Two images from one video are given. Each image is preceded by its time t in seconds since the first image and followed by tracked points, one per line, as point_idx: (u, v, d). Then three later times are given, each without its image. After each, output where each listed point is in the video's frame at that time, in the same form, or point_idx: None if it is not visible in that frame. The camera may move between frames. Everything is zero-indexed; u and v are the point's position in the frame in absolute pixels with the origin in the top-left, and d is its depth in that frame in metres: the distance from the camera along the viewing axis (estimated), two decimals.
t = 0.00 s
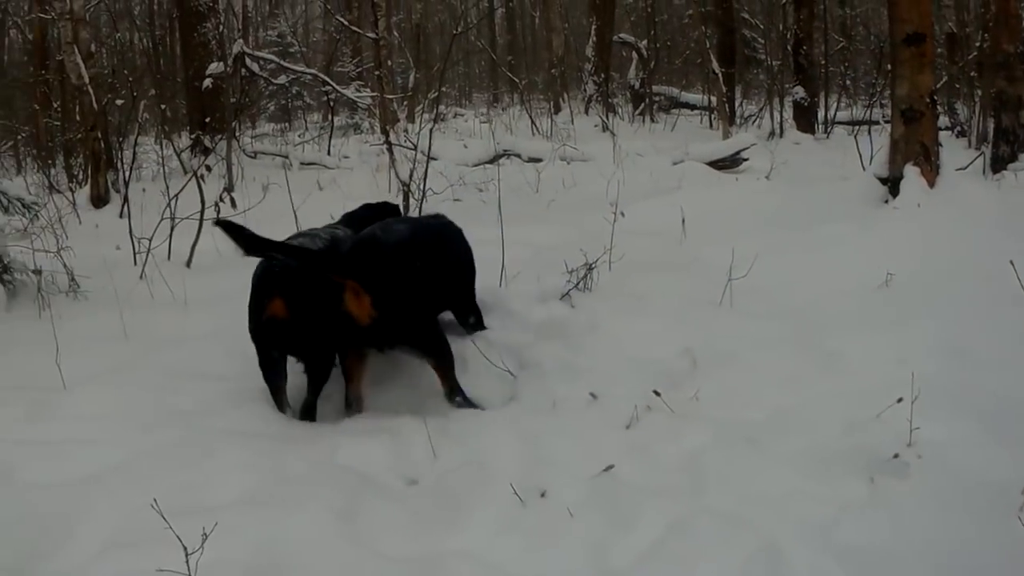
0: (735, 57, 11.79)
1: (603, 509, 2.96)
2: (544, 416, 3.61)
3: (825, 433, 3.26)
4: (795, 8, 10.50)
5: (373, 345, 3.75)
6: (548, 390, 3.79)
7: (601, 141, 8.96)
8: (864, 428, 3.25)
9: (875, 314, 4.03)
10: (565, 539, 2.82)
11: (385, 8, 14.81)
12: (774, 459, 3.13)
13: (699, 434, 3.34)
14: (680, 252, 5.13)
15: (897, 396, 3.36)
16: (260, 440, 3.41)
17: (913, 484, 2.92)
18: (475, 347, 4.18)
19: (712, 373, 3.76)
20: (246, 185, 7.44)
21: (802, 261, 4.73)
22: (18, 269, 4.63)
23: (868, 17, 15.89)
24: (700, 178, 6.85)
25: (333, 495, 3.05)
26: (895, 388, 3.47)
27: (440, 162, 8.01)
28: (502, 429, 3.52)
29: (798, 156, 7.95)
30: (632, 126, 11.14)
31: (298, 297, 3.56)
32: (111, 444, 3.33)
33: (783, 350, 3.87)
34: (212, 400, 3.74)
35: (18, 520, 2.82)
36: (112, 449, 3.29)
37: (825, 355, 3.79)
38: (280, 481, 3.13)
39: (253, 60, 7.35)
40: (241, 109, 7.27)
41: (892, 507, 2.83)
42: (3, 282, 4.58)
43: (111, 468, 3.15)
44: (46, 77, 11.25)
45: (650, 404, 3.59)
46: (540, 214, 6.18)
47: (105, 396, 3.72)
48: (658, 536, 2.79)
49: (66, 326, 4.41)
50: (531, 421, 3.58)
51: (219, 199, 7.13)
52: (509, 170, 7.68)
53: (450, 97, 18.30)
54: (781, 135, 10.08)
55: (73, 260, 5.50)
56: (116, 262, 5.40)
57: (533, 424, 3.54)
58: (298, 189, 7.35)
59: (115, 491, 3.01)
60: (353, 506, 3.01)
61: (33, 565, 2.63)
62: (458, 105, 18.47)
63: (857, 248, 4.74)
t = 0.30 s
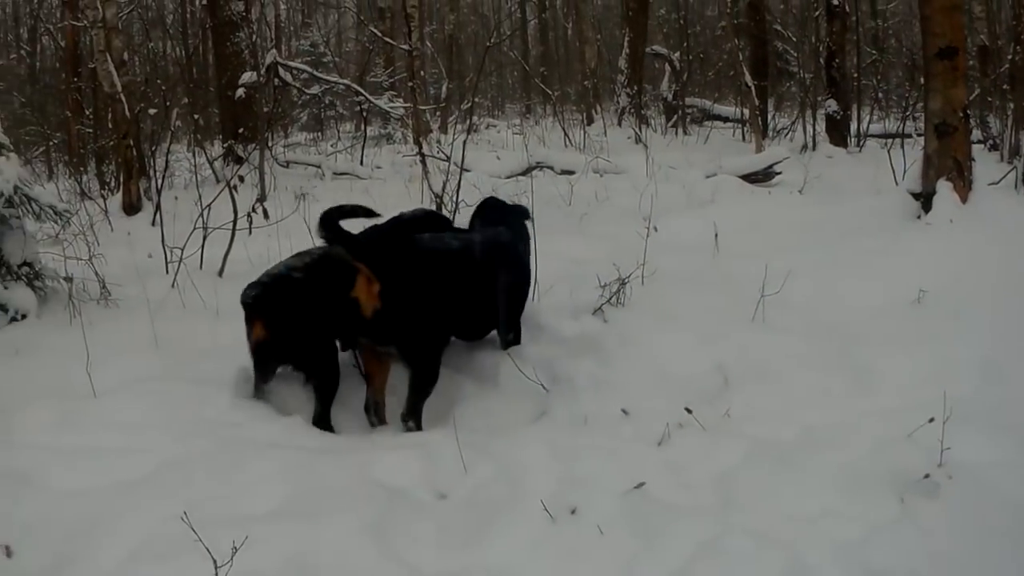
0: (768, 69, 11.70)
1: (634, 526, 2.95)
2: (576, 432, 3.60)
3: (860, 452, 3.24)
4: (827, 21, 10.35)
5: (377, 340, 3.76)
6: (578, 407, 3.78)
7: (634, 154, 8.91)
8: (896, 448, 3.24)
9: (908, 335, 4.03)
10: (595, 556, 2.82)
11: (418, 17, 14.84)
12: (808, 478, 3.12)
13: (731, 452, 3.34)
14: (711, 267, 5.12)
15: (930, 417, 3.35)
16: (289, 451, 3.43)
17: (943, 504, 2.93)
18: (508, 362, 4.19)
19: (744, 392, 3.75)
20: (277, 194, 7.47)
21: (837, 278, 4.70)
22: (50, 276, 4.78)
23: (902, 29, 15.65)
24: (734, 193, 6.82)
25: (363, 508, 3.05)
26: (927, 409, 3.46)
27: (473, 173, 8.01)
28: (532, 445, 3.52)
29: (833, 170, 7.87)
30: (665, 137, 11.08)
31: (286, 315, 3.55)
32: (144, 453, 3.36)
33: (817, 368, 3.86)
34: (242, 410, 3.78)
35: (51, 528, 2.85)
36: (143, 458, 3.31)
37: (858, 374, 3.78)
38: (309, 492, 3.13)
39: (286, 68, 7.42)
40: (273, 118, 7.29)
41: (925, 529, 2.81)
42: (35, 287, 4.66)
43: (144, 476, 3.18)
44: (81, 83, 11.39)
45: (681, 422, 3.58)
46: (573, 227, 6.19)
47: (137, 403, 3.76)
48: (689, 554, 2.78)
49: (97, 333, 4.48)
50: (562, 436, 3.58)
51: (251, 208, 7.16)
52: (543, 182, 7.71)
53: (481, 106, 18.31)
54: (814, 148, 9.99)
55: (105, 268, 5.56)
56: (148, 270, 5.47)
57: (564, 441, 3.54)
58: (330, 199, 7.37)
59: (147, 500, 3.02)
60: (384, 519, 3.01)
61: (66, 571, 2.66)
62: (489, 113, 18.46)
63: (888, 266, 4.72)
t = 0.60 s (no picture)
0: (785, 81, 11.68)
1: (644, 538, 2.95)
2: (588, 446, 3.60)
3: (872, 468, 3.23)
4: (843, 34, 10.34)
5: (392, 341, 3.68)
6: (591, 421, 3.78)
7: (651, 167, 8.90)
8: (910, 463, 3.23)
9: (924, 350, 4.02)
10: (605, 567, 2.82)
11: (436, 29, 14.90)
12: (821, 493, 3.11)
13: (744, 467, 3.34)
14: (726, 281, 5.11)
15: (945, 433, 3.35)
16: (301, 460, 3.44)
17: (956, 519, 2.92)
18: (521, 375, 4.19)
19: (758, 408, 3.74)
20: (293, 204, 7.48)
21: (853, 294, 4.68)
22: (65, 281, 4.81)
23: (919, 42, 15.56)
24: (750, 206, 6.81)
25: (374, 517, 3.06)
26: (940, 425, 3.45)
27: (489, 185, 8.01)
28: (544, 458, 3.51)
29: (851, 185, 7.84)
30: (681, 150, 11.06)
31: (276, 316, 3.79)
32: (157, 459, 3.37)
33: (832, 383, 3.85)
34: (256, 419, 3.79)
35: (63, 532, 2.87)
36: (156, 465, 3.33)
37: (872, 389, 3.78)
38: (320, 501, 3.14)
39: (303, 78, 7.47)
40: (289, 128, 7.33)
41: (937, 545, 2.80)
42: (50, 292, 4.70)
43: (156, 482, 3.19)
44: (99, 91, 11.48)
45: (695, 437, 3.57)
46: (590, 239, 6.19)
47: (151, 411, 3.78)
48: (699, 566, 2.77)
49: (111, 339, 4.51)
50: (574, 449, 3.57)
51: (266, 217, 7.18)
52: (559, 194, 7.71)
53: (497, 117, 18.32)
54: (830, 161, 9.95)
55: (120, 275, 5.59)
56: (164, 278, 5.49)
57: (576, 454, 3.53)
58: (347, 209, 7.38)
59: (159, 506, 3.04)
60: (396, 528, 3.01)
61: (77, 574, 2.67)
62: (505, 124, 18.47)
63: (903, 282, 4.71)
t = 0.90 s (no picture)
0: (792, 88, 11.67)
1: (647, 544, 2.95)
2: (591, 451, 3.60)
3: (876, 476, 3.23)
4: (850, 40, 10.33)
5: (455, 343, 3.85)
6: (595, 426, 3.78)
7: (658, 173, 8.90)
8: (913, 471, 3.22)
9: (928, 358, 4.01)
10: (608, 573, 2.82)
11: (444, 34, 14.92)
12: (824, 500, 3.11)
13: (748, 473, 3.33)
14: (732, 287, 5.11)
15: (949, 442, 3.34)
16: (305, 461, 3.45)
17: (959, 528, 2.92)
18: (525, 379, 4.19)
19: (761, 414, 3.74)
20: (299, 207, 7.49)
21: (858, 301, 4.68)
22: (71, 282, 4.83)
23: (927, 49, 15.51)
24: (756, 212, 6.80)
25: (377, 520, 3.06)
26: (945, 432, 3.44)
27: (495, 190, 8.02)
28: (547, 463, 3.51)
29: (858, 192, 7.82)
30: (688, 156, 11.05)
31: (266, 319, 3.76)
32: (161, 460, 3.38)
33: (837, 391, 3.85)
34: (260, 421, 3.80)
35: (66, 531, 2.88)
36: (160, 465, 3.34)
37: (876, 396, 3.78)
38: (324, 503, 3.14)
39: (311, 81, 7.49)
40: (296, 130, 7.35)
41: (940, 553, 2.80)
42: (56, 292, 4.71)
43: (160, 482, 3.20)
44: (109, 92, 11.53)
45: (698, 443, 3.57)
46: (596, 244, 6.19)
47: (155, 411, 3.79)
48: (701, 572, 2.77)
49: (117, 340, 4.52)
50: (578, 453, 3.57)
51: (272, 220, 7.19)
52: (565, 199, 7.71)
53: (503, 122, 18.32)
54: (837, 168, 9.94)
55: (126, 275, 5.61)
56: (169, 279, 5.51)
57: (579, 459, 3.53)
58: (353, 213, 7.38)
59: (162, 506, 3.05)
60: (399, 532, 3.02)
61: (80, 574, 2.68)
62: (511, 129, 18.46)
63: (907, 289, 4.70)
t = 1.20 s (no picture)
0: (789, 92, 11.68)
1: (642, 548, 2.94)
2: (587, 453, 3.60)
3: (873, 480, 3.22)
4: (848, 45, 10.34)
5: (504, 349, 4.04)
6: (590, 429, 3.78)
7: (655, 177, 8.90)
8: (909, 474, 3.23)
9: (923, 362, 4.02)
10: None
11: (442, 37, 14.93)
12: (822, 504, 3.10)
13: (743, 477, 3.33)
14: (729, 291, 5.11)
15: (944, 446, 3.35)
16: (301, 463, 3.45)
17: (956, 533, 2.91)
18: (520, 383, 4.20)
19: (760, 418, 3.74)
20: (296, 209, 7.49)
21: (854, 305, 4.68)
22: (67, 282, 4.82)
23: (924, 54, 15.56)
24: (753, 217, 6.81)
25: (373, 522, 3.06)
26: (940, 436, 3.45)
27: (492, 193, 8.02)
28: (543, 466, 3.51)
29: (854, 197, 7.84)
30: (686, 160, 11.05)
31: (250, 338, 3.70)
32: (158, 460, 3.38)
33: (833, 395, 3.85)
34: (256, 422, 3.80)
35: (61, 532, 2.87)
36: (156, 465, 3.34)
37: (872, 400, 3.79)
38: (319, 505, 3.14)
39: (308, 83, 7.50)
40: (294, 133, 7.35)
41: (935, 557, 2.80)
42: (52, 292, 4.71)
43: (156, 483, 3.19)
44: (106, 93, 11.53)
45: (694, 446, 3.57)
46: (592, 248, 6.20)
47: (151, 412, 3.79)
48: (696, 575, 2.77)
49: (112, 340, 4.52)
50: (575, 456, 3.58)
51: (269, 222, 7.20)
52: (562, 202, 7.72)
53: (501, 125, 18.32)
54: (833, 172, 9.96)
55: (123, 276, 5.61)
56: (165, 280, 5.51)
57: (574, 461, 3.53)
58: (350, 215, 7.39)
59: (157, 507, 3.05)
60: (396, 535, 3.01)
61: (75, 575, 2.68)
62: (509, 132, 18.46)
63: (904, 294, 4.71)
